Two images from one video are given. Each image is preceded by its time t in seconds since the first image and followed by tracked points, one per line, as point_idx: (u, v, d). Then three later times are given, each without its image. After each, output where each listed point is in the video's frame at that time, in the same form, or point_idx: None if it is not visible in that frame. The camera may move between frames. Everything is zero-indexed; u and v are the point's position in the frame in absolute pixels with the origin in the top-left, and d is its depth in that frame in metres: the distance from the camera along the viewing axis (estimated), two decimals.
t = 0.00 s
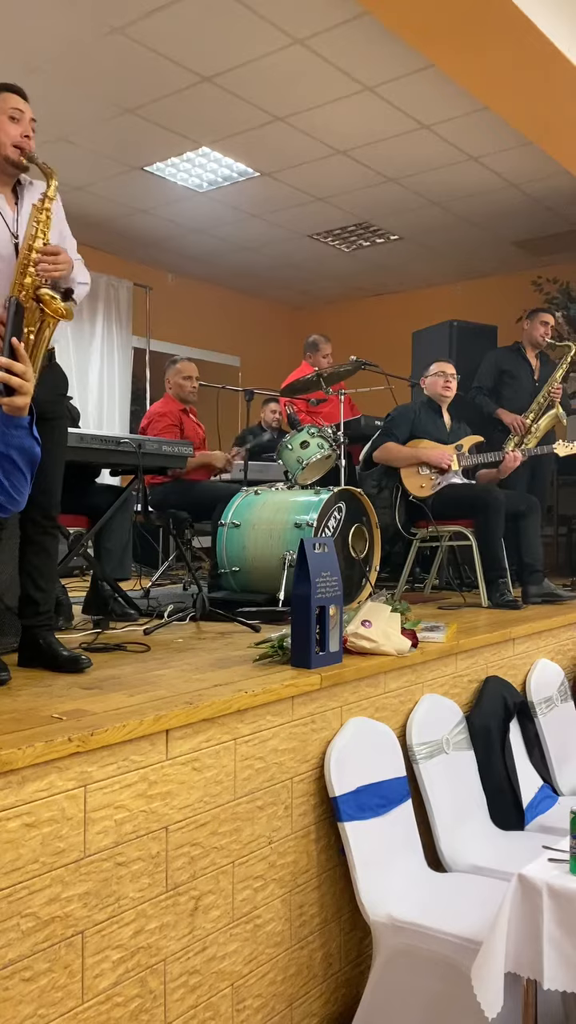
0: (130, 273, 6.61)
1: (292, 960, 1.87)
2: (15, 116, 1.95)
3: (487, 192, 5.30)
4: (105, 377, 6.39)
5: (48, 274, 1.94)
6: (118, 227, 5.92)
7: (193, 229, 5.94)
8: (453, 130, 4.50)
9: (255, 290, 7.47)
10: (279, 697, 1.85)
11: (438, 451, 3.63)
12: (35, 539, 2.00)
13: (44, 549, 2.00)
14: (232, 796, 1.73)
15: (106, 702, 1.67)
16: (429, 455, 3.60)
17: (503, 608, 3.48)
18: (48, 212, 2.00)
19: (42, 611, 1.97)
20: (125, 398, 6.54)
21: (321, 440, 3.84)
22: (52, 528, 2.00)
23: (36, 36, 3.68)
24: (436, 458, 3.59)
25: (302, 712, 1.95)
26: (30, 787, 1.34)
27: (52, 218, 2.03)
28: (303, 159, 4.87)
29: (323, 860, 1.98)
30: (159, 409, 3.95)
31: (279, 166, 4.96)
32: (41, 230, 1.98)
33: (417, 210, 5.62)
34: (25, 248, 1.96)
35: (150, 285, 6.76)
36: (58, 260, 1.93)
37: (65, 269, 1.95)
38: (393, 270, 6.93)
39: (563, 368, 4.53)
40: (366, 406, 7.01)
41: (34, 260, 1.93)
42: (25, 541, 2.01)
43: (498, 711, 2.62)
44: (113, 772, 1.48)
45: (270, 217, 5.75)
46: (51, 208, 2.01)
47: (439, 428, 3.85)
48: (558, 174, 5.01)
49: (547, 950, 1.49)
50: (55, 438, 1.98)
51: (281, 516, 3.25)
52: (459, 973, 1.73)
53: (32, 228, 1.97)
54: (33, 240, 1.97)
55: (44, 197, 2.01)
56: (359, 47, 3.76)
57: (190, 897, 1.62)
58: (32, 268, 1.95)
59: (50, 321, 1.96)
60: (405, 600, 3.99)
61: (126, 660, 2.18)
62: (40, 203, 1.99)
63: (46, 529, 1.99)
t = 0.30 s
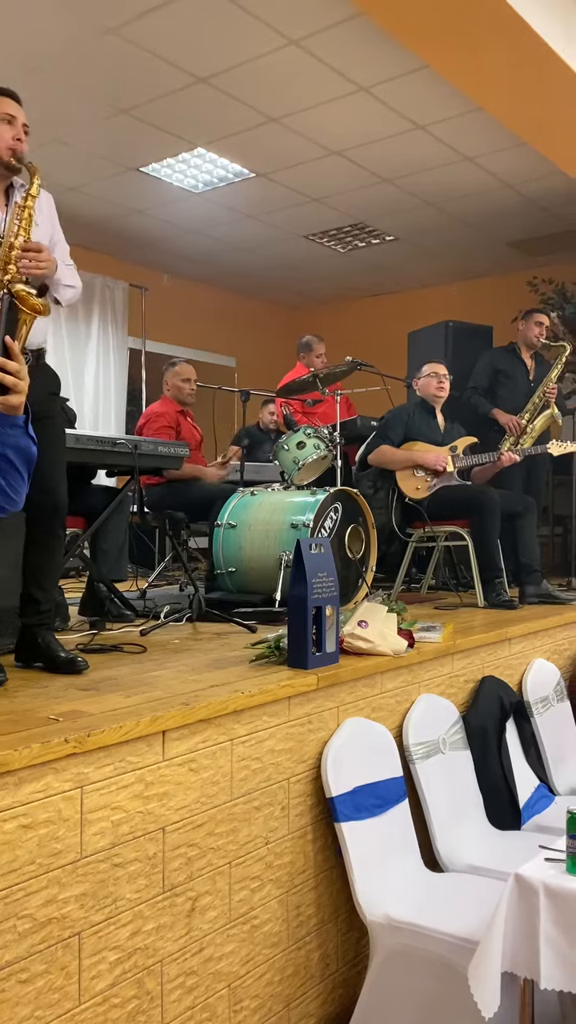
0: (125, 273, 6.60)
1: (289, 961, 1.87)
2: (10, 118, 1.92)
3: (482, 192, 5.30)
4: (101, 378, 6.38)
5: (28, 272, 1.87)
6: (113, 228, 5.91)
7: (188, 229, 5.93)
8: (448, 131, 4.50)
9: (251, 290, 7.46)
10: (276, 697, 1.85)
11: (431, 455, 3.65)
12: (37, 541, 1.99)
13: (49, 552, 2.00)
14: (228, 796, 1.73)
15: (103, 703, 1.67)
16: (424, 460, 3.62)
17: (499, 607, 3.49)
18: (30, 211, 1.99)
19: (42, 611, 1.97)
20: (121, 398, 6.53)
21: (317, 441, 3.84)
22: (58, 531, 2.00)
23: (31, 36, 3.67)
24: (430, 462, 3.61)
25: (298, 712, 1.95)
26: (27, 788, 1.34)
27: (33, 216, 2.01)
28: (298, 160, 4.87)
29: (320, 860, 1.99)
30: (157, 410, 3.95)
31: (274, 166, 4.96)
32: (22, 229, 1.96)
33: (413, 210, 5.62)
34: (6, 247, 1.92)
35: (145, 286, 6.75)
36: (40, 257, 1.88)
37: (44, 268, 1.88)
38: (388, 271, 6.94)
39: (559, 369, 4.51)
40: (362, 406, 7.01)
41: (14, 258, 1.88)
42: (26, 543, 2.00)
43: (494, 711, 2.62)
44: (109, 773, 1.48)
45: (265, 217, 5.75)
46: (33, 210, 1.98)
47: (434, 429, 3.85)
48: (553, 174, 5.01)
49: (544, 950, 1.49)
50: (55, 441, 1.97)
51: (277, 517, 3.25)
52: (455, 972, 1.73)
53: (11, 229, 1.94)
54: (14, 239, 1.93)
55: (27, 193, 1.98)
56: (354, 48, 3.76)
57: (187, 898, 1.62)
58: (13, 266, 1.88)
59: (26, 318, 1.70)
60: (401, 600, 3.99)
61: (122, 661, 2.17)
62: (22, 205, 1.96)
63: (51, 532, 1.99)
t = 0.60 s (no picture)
0: (118, 273, 6.59)
1: (284, 961, 1.87)
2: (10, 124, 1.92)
3: (476, 192, 5.31)
4: (95, 378, 6.38)
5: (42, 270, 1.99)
6: (107, 230, 5.92)
7: (182, 230, 5.93)
8: (441, 132, 4.51)
9: (245, 291, 7.46)
10: (270, 698, 1.85)
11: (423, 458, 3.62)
12: (31, 542, 1.98)
13: (43, 555, 1.98)
14: (223, 797, 1.73)
15: (97, 704, 1.67)
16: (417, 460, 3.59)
17: (493, 607, 3.50)
18: (42, 211, 2.06)
19: (35, 613, 1.96)
20: (115, 399, 6.53)
21: (311, 441, 3.84)
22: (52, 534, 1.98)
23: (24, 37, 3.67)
24: (424, 463, 3.59)
25: (293, 712, 1.95)
26: (20, 789, 1.34)
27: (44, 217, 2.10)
28: (292, 161, 4.87)
29: (315, 860, 1.99)
30: (151, 409, 3.95)
31: (267, 168, 4.96)
32: (35, 229, 2.02)
33: (406, 211, 5.63)
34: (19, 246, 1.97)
35: (139, 287, 6.75)
36: (51, 259, 1.99)
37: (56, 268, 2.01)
38: (382, 272, 6.95)
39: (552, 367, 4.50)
40: (356, 406, 7.02)
41: (30, 255, 1.97)
42: (20, 544, 1.99)
43: (488, 710, 2.62)
44: (104, 773, 1.48)
45: (259, 218, 5.75)
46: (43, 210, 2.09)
47: (426, 429, 3.85)
48: (546, 175, 5.02)
49: (538, 950, 1.49)
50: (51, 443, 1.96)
51: (271, 517, 3.25)
52: (450, 972, 1.73)
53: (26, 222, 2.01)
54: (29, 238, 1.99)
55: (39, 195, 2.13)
56: (347, 50, 3.77)
57: (182, 899, 1.62)
58: (27, 264, 1.97)
59: (45, 315, 1.97)
60: (395, 600, 4.00)
61: (117, 662, 2.18)
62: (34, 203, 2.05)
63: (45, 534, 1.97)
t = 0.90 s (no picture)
0: (114, 274, 6.58)
1: (280, 962, 1.87)
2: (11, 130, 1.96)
3: (471, 193, 5.31)
4: (90, 379, 6.38)
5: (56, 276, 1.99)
6: (103, 231, 5.91)
7: (178, 231, 5.93)
8: (436, 133, 4.52)
9: (241, 291, 7.46)
10: (267, 699, 1.85)
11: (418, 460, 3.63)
12: (29, 543, 1.99)
13: (39, 555, 1.99)
14: (219, 798, 1.73)
15: (93, 705, 1.66)
16: (412, 464, 3.60)
17: (488, 608, 3.50)
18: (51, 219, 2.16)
19: (30, 616, 1.96)
20: (110, 400, 6.53)
21: (307, 442, 3.84)
22: (48, 535, 1.99)
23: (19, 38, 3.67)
24: (419, 465, 3.59)
25: (289, 713, 1.95)
26: (17, 791, 1.34)
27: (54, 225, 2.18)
28: (287, 162, 4.88)
29: (311, 860, 1.99)
30: (148, 409, 3.95)
31: (263, 168, 4.97)
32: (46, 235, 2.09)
33: (401, 212, 5.64)
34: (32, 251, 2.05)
35: (135, 288, 6.74)
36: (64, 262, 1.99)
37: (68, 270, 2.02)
38: (377, 272, 6.95)
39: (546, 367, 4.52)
40: (352, 407, 7.03)
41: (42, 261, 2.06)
42: (18, 544, 2.00)
43: (484, 711, 2.63)
44: (99, 775, 1.48)
45: (254, 219, 5.75)
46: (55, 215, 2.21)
47: (420, 429, 3.86)
48: (541, 176, 5.03)
49: (534, 949, 1.49)
50: (50, 443, 1.99)
51: (267, 518, 3.25)
52: (446, 973, 1.73)
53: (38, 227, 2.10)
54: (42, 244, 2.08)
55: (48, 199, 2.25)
56: (342, 51, 3.78)
57: (178, 900, 1.62)
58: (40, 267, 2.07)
59: (63, 316, 2.13)
60: (391, 601, 4.00)
61: (114, 663, 2.18)
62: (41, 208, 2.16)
63: (40, 534, 1.98)
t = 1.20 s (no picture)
0: (111, 274, 6.58)
1: (278, 962, 1.87)
2: (29, 138, 2.00)
3: (468, 193, 5.31)
4: (88, 379, 6.38)
5: (69, 277, 2.08)
6: (100, 230, 5.90)
7: (175, 231, 5.93)
8: (433, 133, 4.53)
9: (239, 291, 7.46)
10: (264, 698, 1.85)
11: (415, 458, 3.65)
12: (29, 542, 1.99)
13: (38, 554, 2.00)
14: (217, 797, 1.73)
15: (91, 705, 1.66)
16: (409, 462, 3.63)
17: (486, 607, 3.49)
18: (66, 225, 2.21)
19: (28, 616, 1.96)
20: (108, 400, 6.53)
21: (305, 442, 3.84)
22: (48, 535, 2.00)
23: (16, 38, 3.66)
24: (416, 463, 3.62)
25: (287, 712, 1.95)
26: (14, 790, 1.33)
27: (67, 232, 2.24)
28: (284, 162, 4.89)
29: (308, 860, 1.99)
30: (144, 407, 3.95)
31: (260, 168, 4.97)
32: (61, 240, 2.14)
33: (399, 212, 5.64)
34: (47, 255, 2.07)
35: (132, 288, 6.74)
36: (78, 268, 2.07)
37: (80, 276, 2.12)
38: (375, 272, 6.95)
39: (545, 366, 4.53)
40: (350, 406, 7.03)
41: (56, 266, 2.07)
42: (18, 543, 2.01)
43: (481, 710, 2.63)
44: (97, 775, 1.48)
45: (252, 219, 5.75)
46: (71, 224, 2.27)
47: (419, 429, 3.86)
48: (538, 175, 5.04)
49: (532, 948, 1.50)
50: (56, 443, 2.00)
51: (264, 518, 3.25)
52: (444, 972, 1.74)
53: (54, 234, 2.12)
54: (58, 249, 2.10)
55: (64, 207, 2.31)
56: (339, 51, 3.78)
57: (176, 899, 1.62)
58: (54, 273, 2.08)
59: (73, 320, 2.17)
60: (389, 601, 4.00)
61: (111, 663, 2.18)
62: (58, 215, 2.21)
63: (40, 533, 1.99)
